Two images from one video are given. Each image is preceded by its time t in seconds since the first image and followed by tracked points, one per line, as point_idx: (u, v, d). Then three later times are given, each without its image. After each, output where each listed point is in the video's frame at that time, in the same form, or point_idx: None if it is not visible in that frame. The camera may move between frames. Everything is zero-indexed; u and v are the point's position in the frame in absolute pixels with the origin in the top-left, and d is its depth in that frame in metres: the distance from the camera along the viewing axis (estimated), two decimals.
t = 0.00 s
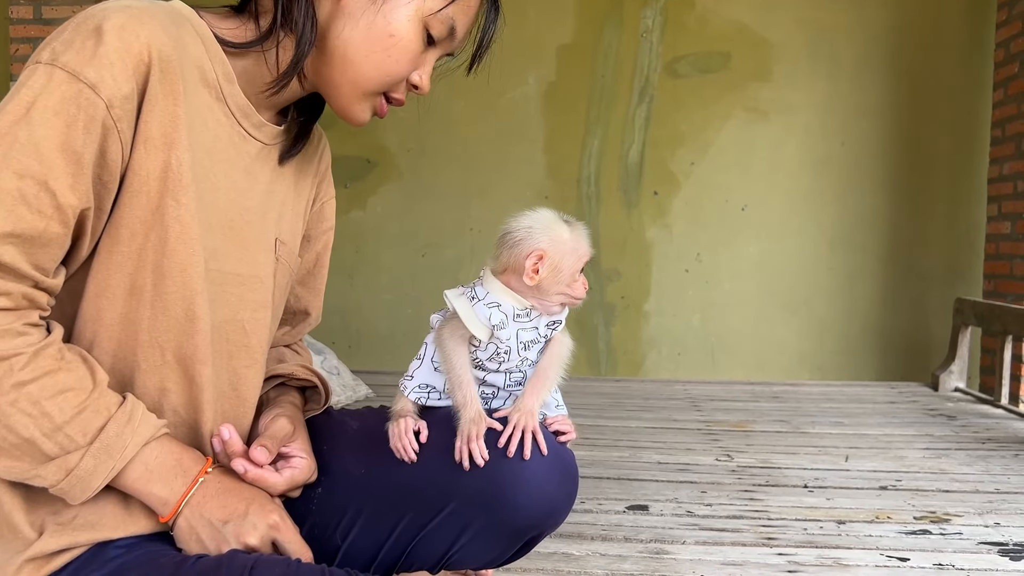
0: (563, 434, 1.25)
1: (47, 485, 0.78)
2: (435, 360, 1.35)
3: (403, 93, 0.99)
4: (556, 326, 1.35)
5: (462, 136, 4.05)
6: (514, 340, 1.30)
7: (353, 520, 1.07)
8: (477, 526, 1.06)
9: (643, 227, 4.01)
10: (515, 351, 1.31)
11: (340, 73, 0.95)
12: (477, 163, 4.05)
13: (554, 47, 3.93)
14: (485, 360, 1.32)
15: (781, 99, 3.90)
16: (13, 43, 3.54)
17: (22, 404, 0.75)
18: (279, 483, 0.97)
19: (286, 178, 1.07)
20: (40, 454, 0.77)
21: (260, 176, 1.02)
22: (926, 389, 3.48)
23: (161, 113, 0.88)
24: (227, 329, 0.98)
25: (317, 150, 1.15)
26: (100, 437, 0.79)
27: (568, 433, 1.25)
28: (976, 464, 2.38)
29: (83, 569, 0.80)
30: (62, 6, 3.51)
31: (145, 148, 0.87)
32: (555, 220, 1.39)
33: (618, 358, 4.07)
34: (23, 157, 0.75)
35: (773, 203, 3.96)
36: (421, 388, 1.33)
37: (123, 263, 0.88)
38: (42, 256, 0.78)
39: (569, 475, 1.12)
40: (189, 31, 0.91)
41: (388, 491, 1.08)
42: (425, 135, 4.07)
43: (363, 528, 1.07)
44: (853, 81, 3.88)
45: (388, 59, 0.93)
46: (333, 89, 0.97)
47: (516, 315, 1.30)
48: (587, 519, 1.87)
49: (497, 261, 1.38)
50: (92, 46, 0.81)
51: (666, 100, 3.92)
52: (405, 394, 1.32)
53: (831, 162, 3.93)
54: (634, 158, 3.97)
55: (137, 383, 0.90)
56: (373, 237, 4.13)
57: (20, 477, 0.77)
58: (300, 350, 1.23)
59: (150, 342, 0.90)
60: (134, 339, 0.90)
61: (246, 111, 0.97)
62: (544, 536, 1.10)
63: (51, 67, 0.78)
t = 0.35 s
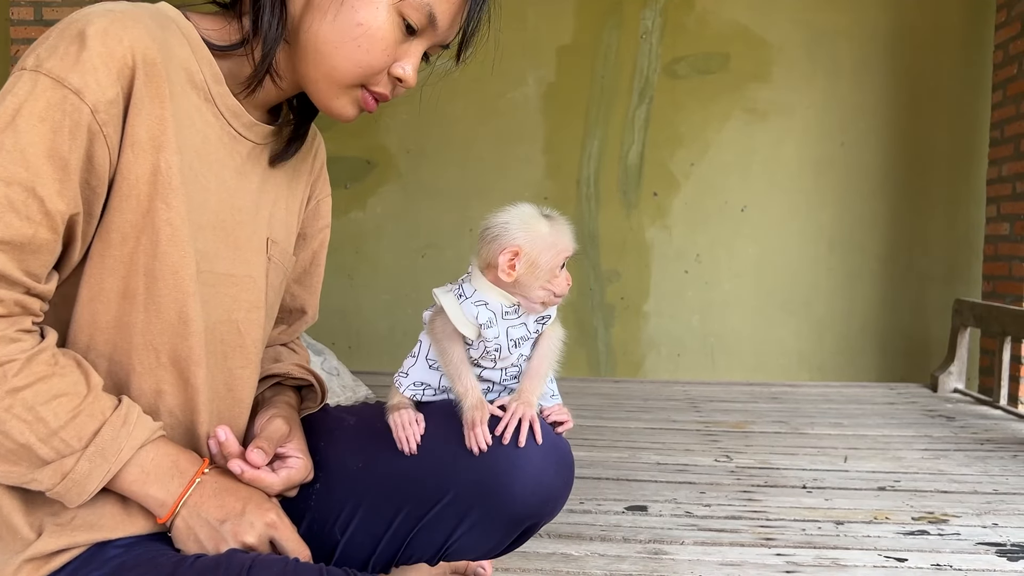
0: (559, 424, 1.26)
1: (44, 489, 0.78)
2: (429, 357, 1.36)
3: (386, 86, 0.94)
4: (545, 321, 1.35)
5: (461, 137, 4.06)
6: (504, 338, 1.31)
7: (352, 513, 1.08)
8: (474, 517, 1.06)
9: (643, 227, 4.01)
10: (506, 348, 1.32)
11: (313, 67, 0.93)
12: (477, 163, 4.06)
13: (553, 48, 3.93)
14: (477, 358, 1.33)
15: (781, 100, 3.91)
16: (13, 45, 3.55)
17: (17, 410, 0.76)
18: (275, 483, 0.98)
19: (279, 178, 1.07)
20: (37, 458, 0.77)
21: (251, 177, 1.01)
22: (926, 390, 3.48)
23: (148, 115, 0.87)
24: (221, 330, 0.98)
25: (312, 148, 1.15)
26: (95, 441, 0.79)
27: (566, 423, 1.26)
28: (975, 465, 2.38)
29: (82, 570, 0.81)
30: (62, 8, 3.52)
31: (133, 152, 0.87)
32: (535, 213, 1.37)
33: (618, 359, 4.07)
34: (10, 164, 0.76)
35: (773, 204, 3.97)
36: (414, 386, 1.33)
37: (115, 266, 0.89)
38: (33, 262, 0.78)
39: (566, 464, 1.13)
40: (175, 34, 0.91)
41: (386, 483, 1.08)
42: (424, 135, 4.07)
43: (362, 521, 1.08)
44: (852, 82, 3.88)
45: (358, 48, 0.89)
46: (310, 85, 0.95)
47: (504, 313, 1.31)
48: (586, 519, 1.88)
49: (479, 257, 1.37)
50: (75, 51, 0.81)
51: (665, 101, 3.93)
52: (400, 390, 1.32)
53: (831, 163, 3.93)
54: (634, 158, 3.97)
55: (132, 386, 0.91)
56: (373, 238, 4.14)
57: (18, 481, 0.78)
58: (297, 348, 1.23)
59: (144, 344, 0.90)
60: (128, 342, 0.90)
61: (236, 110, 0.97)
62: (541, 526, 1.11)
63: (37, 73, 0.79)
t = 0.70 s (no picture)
0: (560, 426, 1.25)
1: (45, 493, 0.79)
2: (432, 357, 1.37)
3: (382, 86, 0.93)
4: (545, 323, 1.33)
5: (461, 138, 4.06)
6: (498, 333, 1.30)
7: (354, 515, 1.09)
8: (475, 517, 1.07)
9: (643, 229, 4.02)
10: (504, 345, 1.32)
11: (305, 67, 0.92)
12: (477, 165, 4.07)
13: (553, 50, 3.94)
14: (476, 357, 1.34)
15: (780, 102, 3.92)
16: (14, 47, 3.56)
17: (18, 415, 0.76)
18: (276, 486, 0.97)
19: (276, 182, 1.07)
20: (39, 462, 0.78)
21: (248, 181, 1.01)
22: (925, 392, 3.49)
23: (147, 121, 0.87)
24: (220, 333, 0.99)
25: (312, 150, 1.15)
26: (96, 444, 0.79)
27: (567, 423, 1.25)
28: (973, 467, 2.39)
29: (84, 571, 0.82)
30: (63, 10, 3.53)
31: (132, 157, 0.87)
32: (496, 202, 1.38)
33: (618, 360, 4.08)
34: (8, 170, 0.76)
35: (772, 206, 3.98)
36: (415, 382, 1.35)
37: (114, 271, 0.89)
38: (32, 267, 0.79)
39: (567, 465, 1.13)
40: (173, 37, 0.91)
41: (388, 485, 1.09)
42: (425, 137, 4.08)
43: (364, 522, 1.08)
44: (851, 84, 3.89)
45: (350, 47, 0.89)
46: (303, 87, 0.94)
47: (498, 308, 1.31)
48: (586, 521, 1.88)
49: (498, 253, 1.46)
50: (72, 56, 0.81)
51: (665, 103, 3.94)
52: (403, 390, 1.33)
53: (830, 165, 3.94)
54: (634, 160, 3.98)
55: (132, 390, 0.91)
56: (373, 240, 4.14)
57: (20, 485, 0.78)
58: (298, 350, 1.24)
59: (143, 348, 0.90)
60: (127, 346, 0.90)
61: (235, 114, 0.97)
62: (542, 527, 1.11)
63: (34, 79, 0.78)
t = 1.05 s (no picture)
0: (560, 420, 1.23)
1: (45, 496, 0.78)
2: (431, 355, 1.37)
3: (387, 90, 0.93)
4: (536, 318, 1.33)
5: (461, 140, 4.07)
6: (486, 329, 1.31)
7: (356, 512, 1.09)
8: (478, 513, 1.07)
9: (643, 231, 4.03)
10: (497, 342, 1.32)
11: (308, 72, 0.92)
12: (477, 167, 4.07)
13: (553, 52, 3.95)
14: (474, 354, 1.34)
15: (780, 105, 3.92)
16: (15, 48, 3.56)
17: (17, 420, 0.76)
18: (276, 488, 0.96)
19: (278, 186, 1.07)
20: (39, 466, 0.78)
21: (247, 184, 1.01)
22: (924, 394, 3.49)
23: (145, 126, 0.86)
24: (217, 337, 0.98)
25: (314, 151, 1.16)
26: (96, 448, 0.79)
27: (565, 418, 1.23)
28: (973, 470, 2.39)
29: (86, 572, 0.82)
30: (64, 12, 3.53)
31: (130, 163, 0.86)
32: (462, 212, 1.40)
33: (617, 362, 4.08)
34: (5, 177, 0.75)
35: (772, 208, 3.98)
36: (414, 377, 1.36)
37: (113, 277, 0.88)
38: (30, 273, 0.78)
39: (569, 460, 1.13)
40: (171, 40, 0.90)
41: (389, 483, 1.09)
42: (424, 139, 4.08)
43: (366, 520, 1.09)
44: (850, 87, 3.90)
45: (351, 50, 0.89)
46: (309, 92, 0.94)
47: (484, 306, 1.31)
48: (586, 523, 1.88)
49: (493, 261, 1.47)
50: (69, 63, 0.80)
51: (665, 105, 3.94)
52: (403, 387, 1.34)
53: (830, 168, 3.95)
54: (633, 162, 3.99)
55: (133, 393, 0.90)
56: (373, 241, 4.14)
57: (20, 489, 0.78)
58: (299, 350, 1.24)
59: (143, 353, 0.89)
60: (126, 351, 0.89)
61: (233, 118, 0.96)
62: (545, 522, 1.12)
63: (31, 85, 0.77)
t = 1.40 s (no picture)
0: (562, 425, 1.26)
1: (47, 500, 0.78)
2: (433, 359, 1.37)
3: (393, 86, 0.93)
4: (532, 325, 1.34)
5: (461, 142, 4.07)
6: (482, 337, 1.32)
7: (360, 515, 1.09)
8: (482, 517, 1.07)
9: (642, 233, 4.03)
10: (493, 349, 1.33)
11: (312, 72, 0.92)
12: (477, 169, 4.08)
13: (554, 54, 3.95)
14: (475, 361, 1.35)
15: (780, 107, 3.93)
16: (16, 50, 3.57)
17: (18, 424, 0.75)
18: (279, 491, 0.95)
19: (277, 187, 1.06)
20: (40, 470, 0.77)
21: (245, 185, 0.99)
22: (924, 397, 3.49)
23: (143, 130, 0.83)
24: (218, 339, 0.96)
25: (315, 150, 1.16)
26: (97, 452, 0.78)
27: (568, 423, 1.26)
28: (973, 472, 2.39)
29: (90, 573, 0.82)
30: (64, 13, 3.53)
31: (128, 166, 0.83)
32: (447, 223, 1.37)
33: (617, 364, 4.08)
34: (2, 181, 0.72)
35: (772, 210, 3.99)
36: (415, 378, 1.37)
37: (113, 280, 0.85)
38: (29, 278, 0.76)
39: (572, 464, 1.13)
40: (167, 39, 0.87)
41: (393, 486, 1.09)
42: (425, 141, 4.09)
43: (370, 524, 1.09)
44: (850, 89, 3.90)
45: (355, 47, 0.89)
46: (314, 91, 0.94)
47: (479, 314, 1.32)
48: (587, 525, 1.88)
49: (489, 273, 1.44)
50: (66, 66, 0.76)
51: (665, 107, 3.95)
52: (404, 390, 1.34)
53: (830, 170, 3.95)
54: (633, 164, 3.99)
55: (134, 395, 0.88)
56: (374, 243, 4.14)
57: (22, 493, 0.78)
58: (301, 351, 1.24)
59: (144, 356, 0.88)
60: (126, 355, 0.87)
61: (230, 119, 0.94)
62: (548, 526, 1.12)
63: (28, 88, 0.74)
